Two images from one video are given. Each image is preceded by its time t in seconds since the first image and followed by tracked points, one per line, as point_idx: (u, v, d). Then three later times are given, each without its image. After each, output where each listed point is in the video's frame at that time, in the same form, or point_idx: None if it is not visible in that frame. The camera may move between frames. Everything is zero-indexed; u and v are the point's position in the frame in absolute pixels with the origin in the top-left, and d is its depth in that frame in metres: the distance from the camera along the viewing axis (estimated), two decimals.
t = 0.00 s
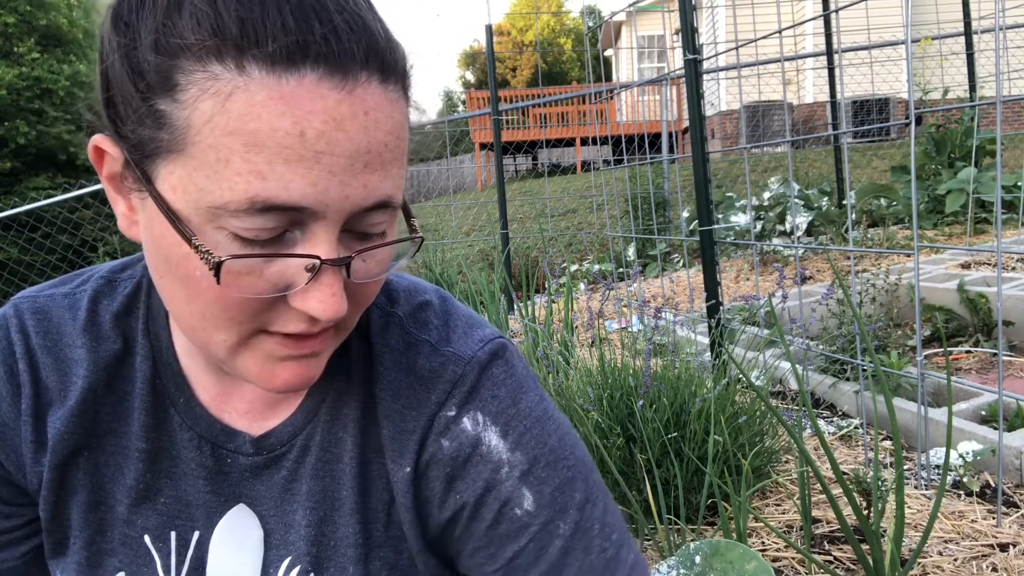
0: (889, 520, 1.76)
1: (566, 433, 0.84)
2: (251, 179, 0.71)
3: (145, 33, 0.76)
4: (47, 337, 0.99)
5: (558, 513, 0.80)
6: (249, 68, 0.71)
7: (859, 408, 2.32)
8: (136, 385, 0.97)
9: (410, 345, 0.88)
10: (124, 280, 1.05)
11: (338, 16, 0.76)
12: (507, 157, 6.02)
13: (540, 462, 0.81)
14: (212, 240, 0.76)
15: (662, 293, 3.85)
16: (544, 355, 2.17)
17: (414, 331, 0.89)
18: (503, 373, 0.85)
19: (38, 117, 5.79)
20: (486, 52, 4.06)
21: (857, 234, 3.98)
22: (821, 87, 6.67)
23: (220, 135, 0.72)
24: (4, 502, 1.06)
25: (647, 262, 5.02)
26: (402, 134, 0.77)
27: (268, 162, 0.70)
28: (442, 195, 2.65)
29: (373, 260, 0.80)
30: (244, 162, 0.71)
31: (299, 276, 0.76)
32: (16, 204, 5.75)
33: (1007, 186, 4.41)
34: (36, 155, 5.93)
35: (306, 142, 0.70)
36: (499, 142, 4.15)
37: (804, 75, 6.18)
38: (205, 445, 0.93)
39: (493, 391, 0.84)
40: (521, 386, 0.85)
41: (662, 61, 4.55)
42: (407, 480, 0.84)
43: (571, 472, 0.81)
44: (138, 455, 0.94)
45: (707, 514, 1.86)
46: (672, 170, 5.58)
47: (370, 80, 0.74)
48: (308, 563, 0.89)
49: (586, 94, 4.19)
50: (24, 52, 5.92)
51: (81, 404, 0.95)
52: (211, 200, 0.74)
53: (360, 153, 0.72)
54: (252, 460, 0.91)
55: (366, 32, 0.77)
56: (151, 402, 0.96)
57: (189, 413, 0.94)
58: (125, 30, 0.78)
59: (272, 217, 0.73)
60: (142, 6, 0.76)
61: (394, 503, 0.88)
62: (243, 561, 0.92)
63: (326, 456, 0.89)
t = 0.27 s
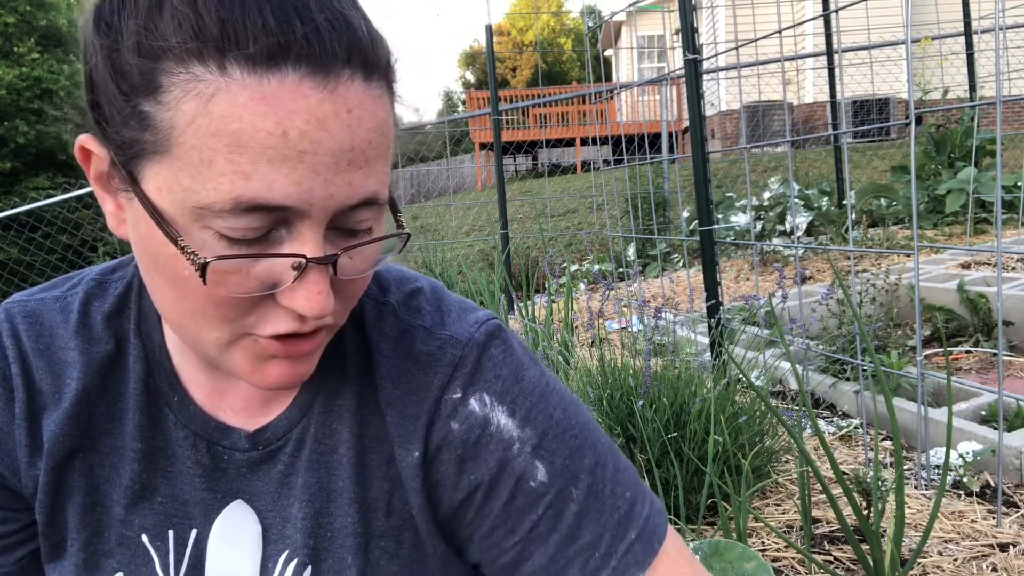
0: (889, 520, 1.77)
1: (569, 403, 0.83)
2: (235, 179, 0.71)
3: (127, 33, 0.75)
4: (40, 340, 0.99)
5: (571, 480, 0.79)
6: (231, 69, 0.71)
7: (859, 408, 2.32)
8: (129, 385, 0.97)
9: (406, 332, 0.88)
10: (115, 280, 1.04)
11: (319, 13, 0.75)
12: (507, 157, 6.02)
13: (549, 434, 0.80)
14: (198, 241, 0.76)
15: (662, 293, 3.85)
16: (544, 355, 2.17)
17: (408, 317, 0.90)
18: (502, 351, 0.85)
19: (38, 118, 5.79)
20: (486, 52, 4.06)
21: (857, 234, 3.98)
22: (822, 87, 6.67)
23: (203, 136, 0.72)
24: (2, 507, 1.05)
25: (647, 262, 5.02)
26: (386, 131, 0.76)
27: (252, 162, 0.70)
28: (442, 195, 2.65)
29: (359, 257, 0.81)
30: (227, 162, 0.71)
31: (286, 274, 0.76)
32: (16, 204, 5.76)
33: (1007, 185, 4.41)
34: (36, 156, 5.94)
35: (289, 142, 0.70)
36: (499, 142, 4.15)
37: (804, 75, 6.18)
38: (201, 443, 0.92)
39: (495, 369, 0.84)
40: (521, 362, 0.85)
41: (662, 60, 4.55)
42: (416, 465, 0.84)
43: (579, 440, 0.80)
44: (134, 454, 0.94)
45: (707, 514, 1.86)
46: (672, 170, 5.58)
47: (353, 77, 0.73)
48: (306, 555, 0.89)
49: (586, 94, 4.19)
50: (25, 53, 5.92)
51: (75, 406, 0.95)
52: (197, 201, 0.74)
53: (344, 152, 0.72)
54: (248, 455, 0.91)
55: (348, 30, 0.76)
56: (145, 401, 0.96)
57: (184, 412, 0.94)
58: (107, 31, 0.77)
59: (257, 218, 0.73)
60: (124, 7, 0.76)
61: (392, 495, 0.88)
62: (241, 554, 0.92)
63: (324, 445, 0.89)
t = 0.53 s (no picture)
0: (889, 520, 1.76)
1: (565, 367, 0.85)
2: (198, 174, 0.71)
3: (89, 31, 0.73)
4: (41, 332, 0.97)
5: (572, 438, 0.79)
6: (189, 68, 0.69)
7: (859, 408, 2.32)
8: (127, 373, 0.94)
9: (399, 308, 0.89)
10: (114, 273, 1.03)
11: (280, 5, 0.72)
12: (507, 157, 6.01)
13: (549, 396, 0.81)
14: (166, 233, 0.77)
15: (661, 293, 3.86)
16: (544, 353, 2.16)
17: (399, 295, 0.90)
18: (497, 321, 0.87)
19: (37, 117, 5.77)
20: (486, 52, 4.06)
21: (857, 234, 3.98)
22: (821, 87, 6.67)
23: (166, 133, 0.71)
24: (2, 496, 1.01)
25: (647, 262, 5.02)
26: (353, 123, 0.75)
27: (213, 160, 0.70)
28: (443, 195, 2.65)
29: (333, 247, 0.81)
30: (189, 159, 0.70)
31: (256, 266, 0.77)
32: (16, 205, 5.74)
33: (1007, 185, 4.41)
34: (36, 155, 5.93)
35: (249, 137, 0.69)
36: (499, 141, 4.15)
37: (804, 75, 6.18)
38: (198, 428, 0.90)
39: (491, 338, 0.85)
40: (516, 331, 0.86)
41: (663, 60, 4.54)
42: (420, 434, 0.84)
43: (578, 400, 0.81)
44: (132, 440, 0.92)
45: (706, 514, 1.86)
46: (671, 169, 5.59)
47: (314, 71, 0.71)
48: (298, 533, 0.87)
49: (586, 94, 4.19)
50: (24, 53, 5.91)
51: (76, 393, 0.92)
52: (166, 197, 0.74)
53: (306, 147, 0.71)
54: (245, 439, 0.89)
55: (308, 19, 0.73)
56: (143, 387, 0.93)
57: (181, 398, 0.92)
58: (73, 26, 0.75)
59: (223, 211, 0.74)
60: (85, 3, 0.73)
61: (386, 473, 0.86)
62: (235, 535, 0.89)
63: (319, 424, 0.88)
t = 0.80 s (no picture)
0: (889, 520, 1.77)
1: (573, 333, 0.85)
2: (71, 242, 0.64)
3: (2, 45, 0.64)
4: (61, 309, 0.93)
5: (588, 395, 0.80)
6: (38, 142, 0.60)
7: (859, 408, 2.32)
8: (143, 350, 0.90)
9: (417, 286, 0.85)
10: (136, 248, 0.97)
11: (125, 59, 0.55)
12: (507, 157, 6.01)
13: (564, 357, 0.81)
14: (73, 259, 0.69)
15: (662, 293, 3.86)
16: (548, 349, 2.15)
17: (417, 274, 0.86)
18: (509, 289, 0.86)
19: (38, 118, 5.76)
20: (486, 52, 4.06)
21: (857, 234, 3.92)
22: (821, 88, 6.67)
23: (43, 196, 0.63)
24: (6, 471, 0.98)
25: (647, 262, 5.02)
26: (222, 195, 0.60)
27: (75, 235, 0.63)
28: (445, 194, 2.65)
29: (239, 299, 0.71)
30: (62, 227, 0.64)
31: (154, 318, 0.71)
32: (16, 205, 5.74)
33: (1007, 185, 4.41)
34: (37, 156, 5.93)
35: (96, 221, 0.60)
36: (499, 142, 4.16)
37: (804, 75, 6.18)
38: (213, 404, 0.88)
39: (507, 306, 0.83)
40: (526, 299, 0.86)
41: (662, 61, 4.54)
42: (447, 399, 0.82)
43: (588, 361, 0.82)
44: (148, 414, 0.89)
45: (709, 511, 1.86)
46: (672, 169, 5.59)
47: (164, 152, 0.58)
48: (314, 500, 0.85)
49: (586, 95, 4.19)
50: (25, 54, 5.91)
51: (93, 368, 0.90)
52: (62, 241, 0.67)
53: (157, 238, 0.60)
54: (260, 412, 0.86)
55: (151, 59, 0.56)
56: (158, 361, 0.90)
57: (196, 373, 0.88)
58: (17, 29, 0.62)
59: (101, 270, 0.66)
60: None
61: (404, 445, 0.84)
62: (249, 505, 0.87)
63: (338, 399, 0.85)
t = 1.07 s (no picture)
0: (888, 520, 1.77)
1: (575, 327, 0.86)
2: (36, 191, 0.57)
3: None
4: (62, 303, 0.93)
5: (591, 386, 0.80)
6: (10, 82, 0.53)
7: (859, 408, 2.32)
8: (143, 344, 0.90)
9: (417, 280, 0.86)
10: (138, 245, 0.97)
11: None
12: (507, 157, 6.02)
13: (565, 349, 0.81)
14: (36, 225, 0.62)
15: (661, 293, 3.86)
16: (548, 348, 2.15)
17: (416, 268, 0.87)
18: (511, 284, 0.87)
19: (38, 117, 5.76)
20: (486, 52, 4.06)
21: (857, 235, 3.90)
22: (821, 88, 6.67)
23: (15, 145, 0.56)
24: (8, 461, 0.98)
25: (647, 262, 5.03)
26: (200, 148, 0.53)
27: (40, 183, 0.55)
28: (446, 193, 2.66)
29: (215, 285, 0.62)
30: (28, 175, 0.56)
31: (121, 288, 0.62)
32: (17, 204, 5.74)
33: (1007, 185, 4.42)
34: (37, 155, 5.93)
35: (64, 167, 0.53)
36: (499, 142, 4.16)
37: (804, 75, 6.18)
38: (213, 398, 0.88)
39: (507, 299, 0.84)
40: (527, 294, 0.87)
41: (662, 61, 4.55)
42: (449, 392, 0.83)
43: (591, 353, 0.83)
44: (150, 408, 0.89)
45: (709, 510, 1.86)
46: (672, 169, 5.59)
47: (139, 98, 0.51)
48: (314, 493, 0.85)
49: (586, 94, 4.18)
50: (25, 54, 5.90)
51: (94, 361, 0.90)
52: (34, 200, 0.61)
53: (127, 185, 0.53)
54: (260, 407, 0.86)
55: (141, 10, 0.50)
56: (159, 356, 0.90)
57: (196, 368, 0.88)
58: None
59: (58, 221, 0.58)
60: None
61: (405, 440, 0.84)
62: (252, 496, 0.87)
63: (340, 393, 0.85)
